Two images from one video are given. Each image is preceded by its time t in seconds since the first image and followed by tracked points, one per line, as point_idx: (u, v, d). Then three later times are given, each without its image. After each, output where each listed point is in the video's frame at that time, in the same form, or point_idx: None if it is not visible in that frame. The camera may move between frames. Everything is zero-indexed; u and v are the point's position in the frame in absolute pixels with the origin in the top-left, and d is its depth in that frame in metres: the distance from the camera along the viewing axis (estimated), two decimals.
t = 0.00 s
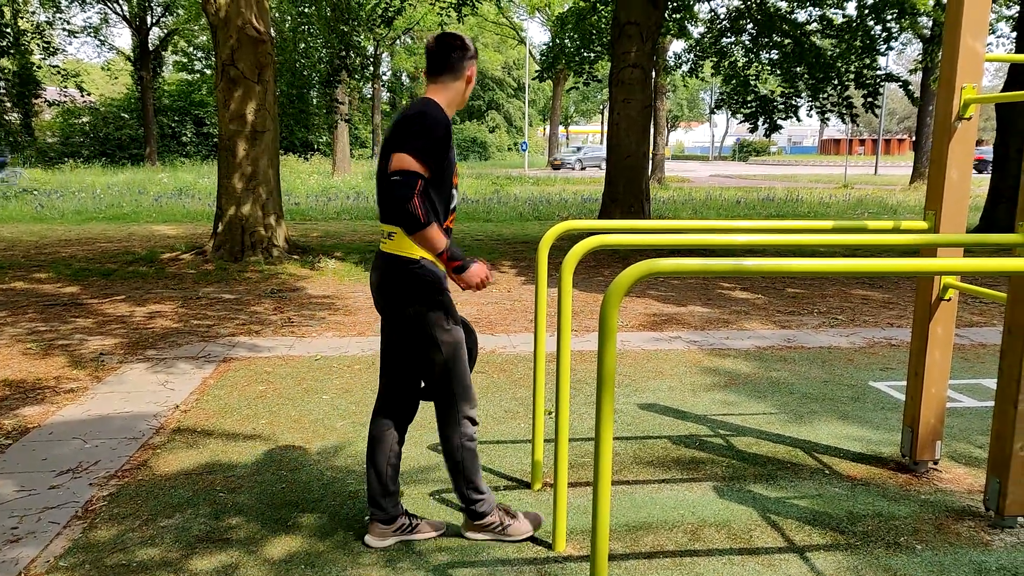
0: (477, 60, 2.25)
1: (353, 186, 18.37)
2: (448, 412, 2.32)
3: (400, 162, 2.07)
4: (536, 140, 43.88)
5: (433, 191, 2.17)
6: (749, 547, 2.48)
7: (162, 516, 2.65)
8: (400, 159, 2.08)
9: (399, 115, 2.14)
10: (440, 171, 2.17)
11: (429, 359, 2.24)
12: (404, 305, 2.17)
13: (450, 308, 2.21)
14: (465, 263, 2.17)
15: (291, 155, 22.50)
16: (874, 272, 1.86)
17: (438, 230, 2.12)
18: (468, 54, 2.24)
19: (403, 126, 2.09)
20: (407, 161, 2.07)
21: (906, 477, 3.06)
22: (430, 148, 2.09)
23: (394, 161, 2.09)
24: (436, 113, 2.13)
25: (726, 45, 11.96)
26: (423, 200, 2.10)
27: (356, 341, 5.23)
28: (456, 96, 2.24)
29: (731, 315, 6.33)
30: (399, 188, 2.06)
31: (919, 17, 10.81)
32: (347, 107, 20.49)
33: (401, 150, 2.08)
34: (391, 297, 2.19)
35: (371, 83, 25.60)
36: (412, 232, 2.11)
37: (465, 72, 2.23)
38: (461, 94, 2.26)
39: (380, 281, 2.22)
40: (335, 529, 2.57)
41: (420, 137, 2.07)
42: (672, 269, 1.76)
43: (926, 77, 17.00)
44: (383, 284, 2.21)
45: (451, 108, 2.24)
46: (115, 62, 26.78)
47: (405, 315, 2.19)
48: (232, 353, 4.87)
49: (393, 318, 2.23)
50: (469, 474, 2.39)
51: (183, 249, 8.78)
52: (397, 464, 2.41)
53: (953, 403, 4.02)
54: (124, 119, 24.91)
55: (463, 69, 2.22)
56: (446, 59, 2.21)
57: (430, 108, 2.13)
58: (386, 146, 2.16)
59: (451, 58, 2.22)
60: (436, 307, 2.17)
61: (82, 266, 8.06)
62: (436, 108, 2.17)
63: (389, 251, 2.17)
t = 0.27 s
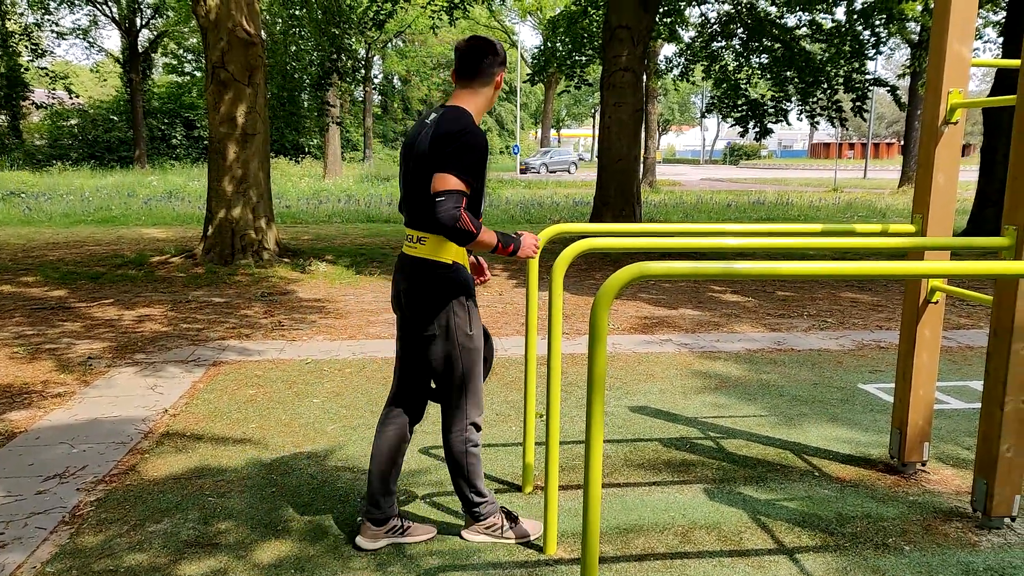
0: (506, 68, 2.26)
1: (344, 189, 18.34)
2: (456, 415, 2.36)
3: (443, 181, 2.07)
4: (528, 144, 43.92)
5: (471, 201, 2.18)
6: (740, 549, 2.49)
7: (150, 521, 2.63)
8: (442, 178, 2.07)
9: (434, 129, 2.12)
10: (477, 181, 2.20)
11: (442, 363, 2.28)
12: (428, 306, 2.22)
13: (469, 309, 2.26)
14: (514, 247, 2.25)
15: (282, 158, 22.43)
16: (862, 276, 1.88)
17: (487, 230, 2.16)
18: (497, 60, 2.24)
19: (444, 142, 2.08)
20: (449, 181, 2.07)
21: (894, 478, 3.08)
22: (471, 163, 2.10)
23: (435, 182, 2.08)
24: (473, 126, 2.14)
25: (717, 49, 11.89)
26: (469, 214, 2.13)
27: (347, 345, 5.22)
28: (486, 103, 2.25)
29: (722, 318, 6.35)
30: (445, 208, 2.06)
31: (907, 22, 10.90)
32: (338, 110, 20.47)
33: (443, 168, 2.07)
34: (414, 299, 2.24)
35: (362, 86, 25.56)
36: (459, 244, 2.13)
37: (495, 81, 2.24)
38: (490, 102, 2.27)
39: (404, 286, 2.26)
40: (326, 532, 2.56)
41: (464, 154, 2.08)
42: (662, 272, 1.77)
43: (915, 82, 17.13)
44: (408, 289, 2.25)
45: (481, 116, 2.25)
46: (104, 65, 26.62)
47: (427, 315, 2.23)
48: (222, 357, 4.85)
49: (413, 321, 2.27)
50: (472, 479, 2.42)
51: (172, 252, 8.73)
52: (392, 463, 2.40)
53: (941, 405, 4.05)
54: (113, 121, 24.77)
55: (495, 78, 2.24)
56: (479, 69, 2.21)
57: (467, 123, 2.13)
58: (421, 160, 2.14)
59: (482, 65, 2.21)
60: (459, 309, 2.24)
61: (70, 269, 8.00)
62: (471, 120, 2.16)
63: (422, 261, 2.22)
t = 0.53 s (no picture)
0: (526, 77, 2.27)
1: (330, 192, 18.28)
2: (449, 417, 2.37)
3: (471, 202, 2.08)
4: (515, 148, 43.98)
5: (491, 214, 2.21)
6: (723, 552, 2.49)
7: (129, 528, 2.60)
8: (469, 199, 2.08)
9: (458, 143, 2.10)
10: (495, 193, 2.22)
11: (443, 362, 2.31)
12: (437, 306, 2.25)
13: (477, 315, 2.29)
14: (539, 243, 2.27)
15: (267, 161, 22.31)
16: (844, 281, 1.90)
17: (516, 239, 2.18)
18: (515, 67, 2.23)
19: (469, 160, 2.08)
20: (475, 200, 2.08)
21: (876, 482, 3.10)
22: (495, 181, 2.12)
23: (460, 201, 2.09)
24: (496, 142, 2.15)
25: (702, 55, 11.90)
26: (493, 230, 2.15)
27: (331, 349, 5.19)
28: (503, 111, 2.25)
29: (707, 322, 6.39)
30: (473, 229, 2.08)
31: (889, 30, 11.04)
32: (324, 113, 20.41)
33: (470, 187, 2.08)
34: (424, 297, 2.27)
35: (348, 89, 25.49)
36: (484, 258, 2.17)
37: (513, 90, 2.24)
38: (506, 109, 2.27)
39: (417, 285, 2.29)
40: (309, 538, 2.54)
41: (492, 174, 2.09)
42: (646, 277, 1.77)
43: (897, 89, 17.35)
44: (420, 289, 2.27)
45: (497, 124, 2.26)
46: (87, 65, 26.37)
47: (436, 314, 2.27)
48: (205, 362, 4.80)
49: (423, 320, 2.31)
50: (457, 482, 2.40)
51: (155, 255, 8.65)
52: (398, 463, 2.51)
53: (922, 408, 4.09)
54: (95, 123, 24.53)
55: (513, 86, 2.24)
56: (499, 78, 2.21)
57: (491, 138, 2.14)
58: (444, 175, 2.13)
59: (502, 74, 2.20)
60: (467, 314, 2.26)
61: (50, 272, 7.91)
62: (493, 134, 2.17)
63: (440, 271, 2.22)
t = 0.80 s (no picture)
0: (516, 76, 2.23)
1: (315, 197, 18.20)
2: (438, 420, 2.38)
3: (446, 208, 2.10)
4: (501, 152, 44.03)
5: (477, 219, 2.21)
6: (709, 555, 2.50)
7: (111, 537, 2.57)
8: (445, 204, 2.10)
9: (433, 147, 2.12)
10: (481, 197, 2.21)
11: (436, 364, 2.33)
12: (428, 310, 2.28)
13: (467, 317, 2.30)
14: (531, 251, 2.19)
15: (252, 166, 22.25)
16: (826, 284, 1.92)
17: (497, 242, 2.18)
18: (503, 69, 2.20)
19: (444, 164, 2.09)
20: (452, 205, 2.10)
21: (860, 483, 3.12)
22: (474, 185, 2.13)
23: (438, 206, 2.11)
24: (475, 144, 2.14)
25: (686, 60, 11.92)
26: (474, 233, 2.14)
27: (317, 354, 5.17)
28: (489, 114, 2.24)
29: (692, 326, 6.42)
30: (451, 234, 2.10)
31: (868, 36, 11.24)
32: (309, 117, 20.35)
33: (445, 192, 2.09)
34: (415, 302, 2.30)
35: (333, 93, 25.41)
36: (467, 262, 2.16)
37: (500, 91, 2.21)
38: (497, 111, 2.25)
39: (408, 291, 2.33)
40: (295, 544, 2.53)
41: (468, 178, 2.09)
42: (631, 281, 1.78)
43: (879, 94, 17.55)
44: (412, 293, 2.31)
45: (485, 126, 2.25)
46: (69, 69, 26.12)
47: (426, 318, 2.30)
48: (189, 368, 4.76)
49: (419, 324, 2.33)
50: (444, 485, 2.41)
51: (138, 261, 8.57)
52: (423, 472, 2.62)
53: (905, 410, 4.13)
54: (77, 127, 24.31)
55: (500, 87, 2.22)
56: (482, 79, 2.19)
57: (468, 141, 2.13)
58: (422, 179, 2.16)
59: (488, 77, 2.19)
60: (458, 316, 2.28)
61: (31, 278, 7.82)
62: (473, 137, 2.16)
63: (426, 276, 2.25)
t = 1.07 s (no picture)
0: (512, 78, 2.24)
1: (301, 199, 18.12)
2: (424, 420, 2.39)
3: (431, 200, 2.15)
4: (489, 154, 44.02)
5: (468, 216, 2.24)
6: (694, 557, 2.51)
7: (93, 541, 2.54)
8: (433, 198, 2.15)
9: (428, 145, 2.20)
10: (472, 197, 2.24)
11: (424, 363, 2.34)
12: (418, 308, 2.31)
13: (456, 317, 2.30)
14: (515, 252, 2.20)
15: (237, 168, 22.12)
16: (811, 286, 1.93)
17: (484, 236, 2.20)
18: (504, 75, 2.24)
19: (434, 160, 2.16)
20: (439, 199, 2.15)
21: (843, 484, 3.14)
22: (461, 180, 2.17)
23: (426, 199, 2.16)
24: (466, 141, 2.19)
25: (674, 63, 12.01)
26: (459, 229, 2.17)
27: (302, 357, 5.14)
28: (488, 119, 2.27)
29: (679, 328, 6.44)
30: (436, 227, 2.14)
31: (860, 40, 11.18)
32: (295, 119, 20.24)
33: (432, 185, 2.16)
34: (408, 301, 2.33)
35: (319, 94, 25.32)
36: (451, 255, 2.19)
37: (499, 95, 2.24)
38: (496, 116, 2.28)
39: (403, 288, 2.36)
40: (280, 548, 2.51)
41: (454, 173, 2.14)
42: (617, 283, 1.78)
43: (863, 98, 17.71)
44: (407, 293, 2.33)
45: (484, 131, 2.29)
46: (51, 69, 25.84)
47: (416, 317, 2.32)
48: (173, 370, 4.72)
49: (412, 323, 2.35)
50: (427, 485, 2.41)
51: (121, 262, 8.49)
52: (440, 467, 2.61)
53: (889, 412, 4.16)
54: (60, 128, 24.04)
55: (500, 92, 2.24)
56: (477, 83, 2.23)
57: (459, 138, 2.19)
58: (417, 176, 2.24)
59: (488, 81, 2.23)
60: (446, 316, 2.28)
61: (11, 280, 7.72)
62: (464, 136, 2.21)
63: (418, 272, 2.29)
